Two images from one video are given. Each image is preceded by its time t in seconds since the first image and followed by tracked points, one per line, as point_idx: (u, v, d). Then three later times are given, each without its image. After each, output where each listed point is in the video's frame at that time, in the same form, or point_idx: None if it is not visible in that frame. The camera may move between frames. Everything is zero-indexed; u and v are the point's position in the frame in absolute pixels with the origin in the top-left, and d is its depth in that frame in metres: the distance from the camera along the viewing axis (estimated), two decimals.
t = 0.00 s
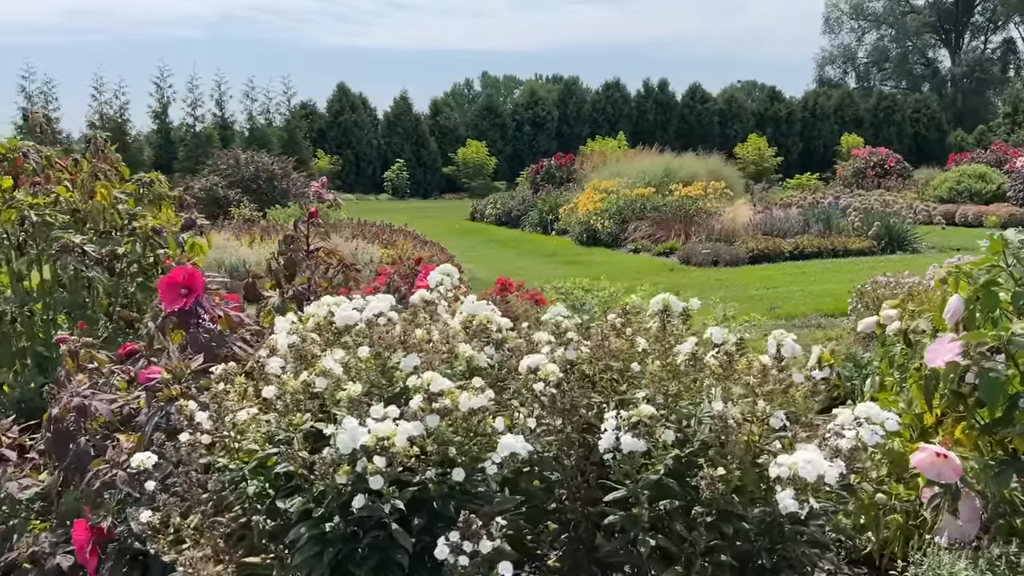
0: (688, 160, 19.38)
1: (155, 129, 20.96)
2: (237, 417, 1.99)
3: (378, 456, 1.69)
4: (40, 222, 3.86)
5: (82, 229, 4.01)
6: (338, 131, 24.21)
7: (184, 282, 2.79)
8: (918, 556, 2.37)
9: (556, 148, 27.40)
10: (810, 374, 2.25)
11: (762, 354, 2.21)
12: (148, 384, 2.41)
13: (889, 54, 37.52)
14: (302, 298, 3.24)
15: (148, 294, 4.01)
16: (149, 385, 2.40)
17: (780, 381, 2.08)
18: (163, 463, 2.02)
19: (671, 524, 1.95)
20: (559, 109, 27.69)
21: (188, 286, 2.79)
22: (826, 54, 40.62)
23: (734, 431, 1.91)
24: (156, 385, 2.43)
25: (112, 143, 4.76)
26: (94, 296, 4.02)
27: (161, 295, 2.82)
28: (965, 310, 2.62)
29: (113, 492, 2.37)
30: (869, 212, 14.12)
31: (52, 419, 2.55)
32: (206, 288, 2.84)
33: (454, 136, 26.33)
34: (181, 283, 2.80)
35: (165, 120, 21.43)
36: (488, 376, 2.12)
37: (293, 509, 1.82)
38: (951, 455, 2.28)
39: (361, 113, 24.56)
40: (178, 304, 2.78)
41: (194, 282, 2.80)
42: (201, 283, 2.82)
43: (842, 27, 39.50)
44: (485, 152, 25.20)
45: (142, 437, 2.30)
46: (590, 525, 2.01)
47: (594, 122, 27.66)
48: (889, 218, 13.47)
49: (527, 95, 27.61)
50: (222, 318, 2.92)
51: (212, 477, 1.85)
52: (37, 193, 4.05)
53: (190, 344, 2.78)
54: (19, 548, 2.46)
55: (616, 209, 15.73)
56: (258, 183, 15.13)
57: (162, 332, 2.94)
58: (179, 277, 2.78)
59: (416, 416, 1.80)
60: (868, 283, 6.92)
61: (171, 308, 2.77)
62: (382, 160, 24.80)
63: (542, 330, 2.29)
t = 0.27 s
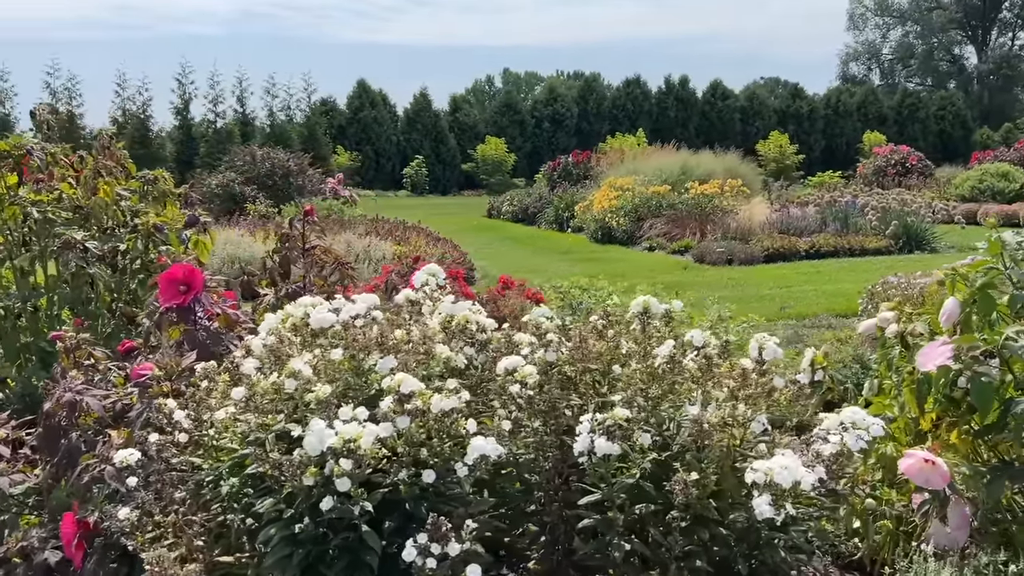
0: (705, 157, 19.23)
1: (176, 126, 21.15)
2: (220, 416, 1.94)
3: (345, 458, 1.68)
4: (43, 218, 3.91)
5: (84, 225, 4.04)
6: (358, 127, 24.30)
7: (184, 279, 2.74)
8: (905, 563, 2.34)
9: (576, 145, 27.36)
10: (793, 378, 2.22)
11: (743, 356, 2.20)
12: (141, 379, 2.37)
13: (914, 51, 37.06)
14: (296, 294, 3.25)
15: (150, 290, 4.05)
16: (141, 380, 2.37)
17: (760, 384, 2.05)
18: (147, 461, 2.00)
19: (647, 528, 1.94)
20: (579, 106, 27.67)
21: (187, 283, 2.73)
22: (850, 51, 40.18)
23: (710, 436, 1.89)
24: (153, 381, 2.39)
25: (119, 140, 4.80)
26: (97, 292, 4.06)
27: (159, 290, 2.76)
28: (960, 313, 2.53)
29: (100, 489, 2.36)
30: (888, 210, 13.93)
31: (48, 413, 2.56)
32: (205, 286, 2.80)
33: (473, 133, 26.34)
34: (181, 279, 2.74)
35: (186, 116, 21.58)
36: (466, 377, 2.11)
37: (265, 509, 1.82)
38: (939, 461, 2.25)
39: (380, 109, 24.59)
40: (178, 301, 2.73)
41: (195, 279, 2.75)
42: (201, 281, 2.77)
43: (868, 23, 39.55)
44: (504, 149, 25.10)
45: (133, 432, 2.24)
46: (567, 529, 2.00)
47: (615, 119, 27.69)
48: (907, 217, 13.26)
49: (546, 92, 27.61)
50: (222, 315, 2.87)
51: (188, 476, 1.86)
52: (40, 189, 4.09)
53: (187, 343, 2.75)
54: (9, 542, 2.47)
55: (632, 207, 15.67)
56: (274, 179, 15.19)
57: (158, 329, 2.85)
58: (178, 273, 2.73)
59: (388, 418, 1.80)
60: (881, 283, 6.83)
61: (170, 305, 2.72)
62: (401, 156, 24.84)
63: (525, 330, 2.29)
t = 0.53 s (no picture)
0: (721, 154, 19.08)
1: (196, 122, 21.31)
2: (207, 412, 1.94)
3: (326, 456, 1.68)
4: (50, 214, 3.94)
5: (90, 221, 4.06)
6: (377, 124, 24.35)
7: (179, 278, 2.74)
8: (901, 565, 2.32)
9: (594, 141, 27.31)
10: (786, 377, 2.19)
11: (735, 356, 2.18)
12: (132, 377, 2.43)
13: (938, 47, 36.65)
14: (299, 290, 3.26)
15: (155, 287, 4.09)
16: (132, 378, 2.42)
17: (749, 386, 2.05)
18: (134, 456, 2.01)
19: (635, 528, 1.92)
20: (598, 103, 27.63)
21: (182, 281, 2.73)
22: (873, 47, 39.76)
23: (698, 436, 1.86)
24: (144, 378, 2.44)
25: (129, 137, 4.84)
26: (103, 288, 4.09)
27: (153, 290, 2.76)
28: (962, 313, 2.51)
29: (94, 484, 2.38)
30: (906, 208, 13.75)
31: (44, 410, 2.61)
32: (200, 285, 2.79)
33: (491, 130, 26.34)
34: (175, 278, 2.74)
35: (206, 112, 21.71)
36: (455, 374, 2.11)
37: (250, 506, 1.82)
38: (936, 463, 2.21)
39: (399, 106, 24.58)
40: (172, 300, 2.73)
41: (189, 278, 2.75)
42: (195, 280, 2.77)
43: (890, 19, 39.19)
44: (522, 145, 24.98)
45: (125, 428, 2.25)
46: (556, 527, 1.99)
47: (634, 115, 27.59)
48: (925, 215, 13.06)
49: (564, 89, 27.58)
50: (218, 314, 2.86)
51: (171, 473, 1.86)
52: (48, 185, 4.12)
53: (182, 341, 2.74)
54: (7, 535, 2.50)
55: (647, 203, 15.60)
56: (289, 176, 15.25)
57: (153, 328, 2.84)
58: (173, 272, 2.73)
59: (372, 416, 1.80)
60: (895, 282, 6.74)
61: (164, 304, 2.71)
62: (420, 153, 24.94)
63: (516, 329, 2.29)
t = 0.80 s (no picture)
0: (736, 149, 18.93)
1: (213, 119, 21.42)
2: (198, 406, 1.94)
3: (313, 449, 1.67)
4: (56, 207, 3.96)
5: (97, 215, 4.07)
6: (393, 120, 24.36)
7: (176, 270, 2.76)
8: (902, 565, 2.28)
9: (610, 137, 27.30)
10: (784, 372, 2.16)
11: (732, 350, 2.15)
12: (128, 368, 2.47)
13: (959, 41, 36.25)
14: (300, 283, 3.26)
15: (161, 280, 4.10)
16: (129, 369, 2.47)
17: (745, 381, 2.02)
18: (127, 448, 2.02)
19: (627, 525, 1.89)
20: (614, 98, 27.61)
21: (180, 274, 2.76)
22: (892, 42, 39.37)
23: (691, 432, 1.83)
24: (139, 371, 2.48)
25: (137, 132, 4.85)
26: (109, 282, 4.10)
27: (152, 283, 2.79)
28: (968, 308, 2.47)
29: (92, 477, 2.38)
30: (923, 204, 13.58)
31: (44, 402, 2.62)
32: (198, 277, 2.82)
33: (507, 126, 26.32)
34: (173, 271, 2.77)
35: (223, 108, 21.83)
36: (448, 368, 2.09)
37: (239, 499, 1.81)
38: (938, 461, 2.17)
39: (414, 102, 24.59)
40: (170, 293, 2.76)
41: (186, 271, 2.77)
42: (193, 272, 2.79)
43: (911, 13, 38.82)
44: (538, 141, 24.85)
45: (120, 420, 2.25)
46: (549, 523, 1.97)
47: (650, 110, 27.61)
48: (942, 211, 12.88)
49: (581, 84, 27.58)
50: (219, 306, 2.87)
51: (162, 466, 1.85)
52: (55, 179, 4.13)
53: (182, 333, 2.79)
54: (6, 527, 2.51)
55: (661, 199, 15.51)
56: (303, 172, 15.27)
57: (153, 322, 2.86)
58: (170, 265, 2.75)
59: (361, 410, 1.79)
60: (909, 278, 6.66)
61: (162, 296, 2.75)
62: (436, 149, 24.96)
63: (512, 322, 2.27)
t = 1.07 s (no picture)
0: (750, 146, 18.77)
1: (228, 116, 21.50)
2: (186, 409, 1.91)
3: (295, 454, 1.64)
4: (60, 206, 3.94)
5: (99, 214, 4.05)
6: (406, 117, 24.40)
7: (171, 270, 2.76)
8: (905, 572, 2.23)
9: (624, 134, 27.21)
10: (782, 377, 2.11)
11: (729, 353, 2.11)
12: (121, 370, 2.47)
13: (978, 37, 35.88)
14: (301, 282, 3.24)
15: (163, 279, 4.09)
16: (121, 370, 2.47)
17: (740, 385, 1.97)
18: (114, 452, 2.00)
19: (620, 532, 1.85)
20: (628, 95, 27.51)
21: (174, 273, 2.75)
22: (910, 37, 39.02)
23: (684, 437, 1.81)
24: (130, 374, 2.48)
25: (142, 130, 4.85)
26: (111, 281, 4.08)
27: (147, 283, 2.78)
28: (975, 309, 2.38)
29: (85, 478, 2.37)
30: (939, 201, 13.42)
31: (39, 403, 2.61)
32: (193, 277, 2.81)
33: (521, 123, 26.29)
34: (168, 270, 2.77)
35: (237, 105, 21.93)
36: (439, 370, 2.06)
37: (223, 506, 1.78)
38: (942, 466, 2.11)
39: (427, 99, 24.60)
40: (165, 292, 2.75)
41: (181, 270, 2.77)
42: (188, 271, 2.79)
43: (929, 8, 38.45)
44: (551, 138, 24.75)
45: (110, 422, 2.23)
46: (541, 529, 1.93)
47: (664, 107, 27.53)
48: (959, 208, 12.71)
49: (595, 81, 27.52)
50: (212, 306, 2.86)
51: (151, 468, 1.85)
52: (57, 177, 4.11)
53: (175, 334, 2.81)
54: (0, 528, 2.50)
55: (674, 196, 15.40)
56: (314, 169, 15.29)
57: (148, 321, 2.85)
58: (165, 264, 2.75)
59: (347, 414, 1.75)
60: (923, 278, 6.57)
61: (156, 295, 2.74)
62: (449, 146, 24.96)
63: (506, 324, 2.23)
